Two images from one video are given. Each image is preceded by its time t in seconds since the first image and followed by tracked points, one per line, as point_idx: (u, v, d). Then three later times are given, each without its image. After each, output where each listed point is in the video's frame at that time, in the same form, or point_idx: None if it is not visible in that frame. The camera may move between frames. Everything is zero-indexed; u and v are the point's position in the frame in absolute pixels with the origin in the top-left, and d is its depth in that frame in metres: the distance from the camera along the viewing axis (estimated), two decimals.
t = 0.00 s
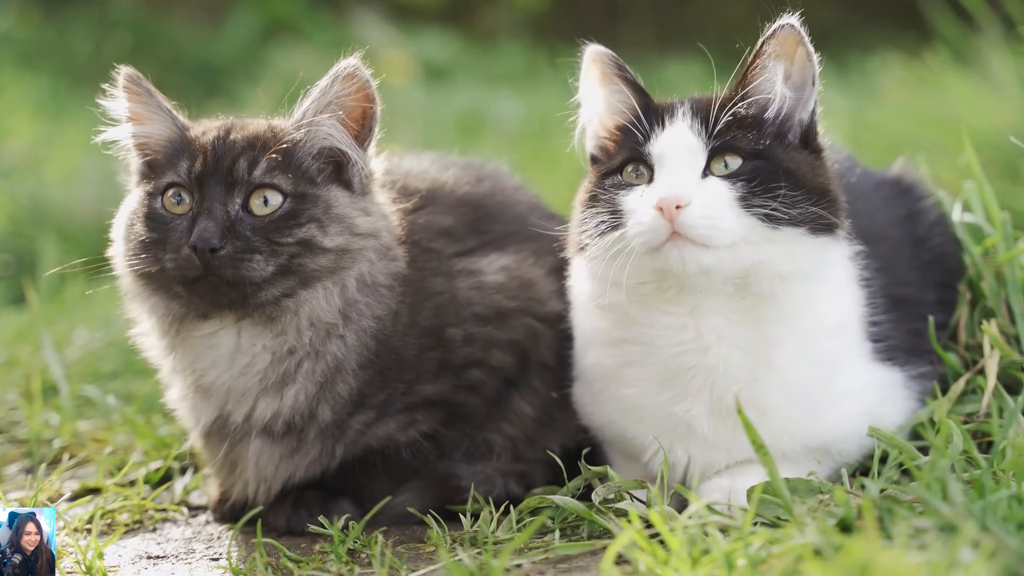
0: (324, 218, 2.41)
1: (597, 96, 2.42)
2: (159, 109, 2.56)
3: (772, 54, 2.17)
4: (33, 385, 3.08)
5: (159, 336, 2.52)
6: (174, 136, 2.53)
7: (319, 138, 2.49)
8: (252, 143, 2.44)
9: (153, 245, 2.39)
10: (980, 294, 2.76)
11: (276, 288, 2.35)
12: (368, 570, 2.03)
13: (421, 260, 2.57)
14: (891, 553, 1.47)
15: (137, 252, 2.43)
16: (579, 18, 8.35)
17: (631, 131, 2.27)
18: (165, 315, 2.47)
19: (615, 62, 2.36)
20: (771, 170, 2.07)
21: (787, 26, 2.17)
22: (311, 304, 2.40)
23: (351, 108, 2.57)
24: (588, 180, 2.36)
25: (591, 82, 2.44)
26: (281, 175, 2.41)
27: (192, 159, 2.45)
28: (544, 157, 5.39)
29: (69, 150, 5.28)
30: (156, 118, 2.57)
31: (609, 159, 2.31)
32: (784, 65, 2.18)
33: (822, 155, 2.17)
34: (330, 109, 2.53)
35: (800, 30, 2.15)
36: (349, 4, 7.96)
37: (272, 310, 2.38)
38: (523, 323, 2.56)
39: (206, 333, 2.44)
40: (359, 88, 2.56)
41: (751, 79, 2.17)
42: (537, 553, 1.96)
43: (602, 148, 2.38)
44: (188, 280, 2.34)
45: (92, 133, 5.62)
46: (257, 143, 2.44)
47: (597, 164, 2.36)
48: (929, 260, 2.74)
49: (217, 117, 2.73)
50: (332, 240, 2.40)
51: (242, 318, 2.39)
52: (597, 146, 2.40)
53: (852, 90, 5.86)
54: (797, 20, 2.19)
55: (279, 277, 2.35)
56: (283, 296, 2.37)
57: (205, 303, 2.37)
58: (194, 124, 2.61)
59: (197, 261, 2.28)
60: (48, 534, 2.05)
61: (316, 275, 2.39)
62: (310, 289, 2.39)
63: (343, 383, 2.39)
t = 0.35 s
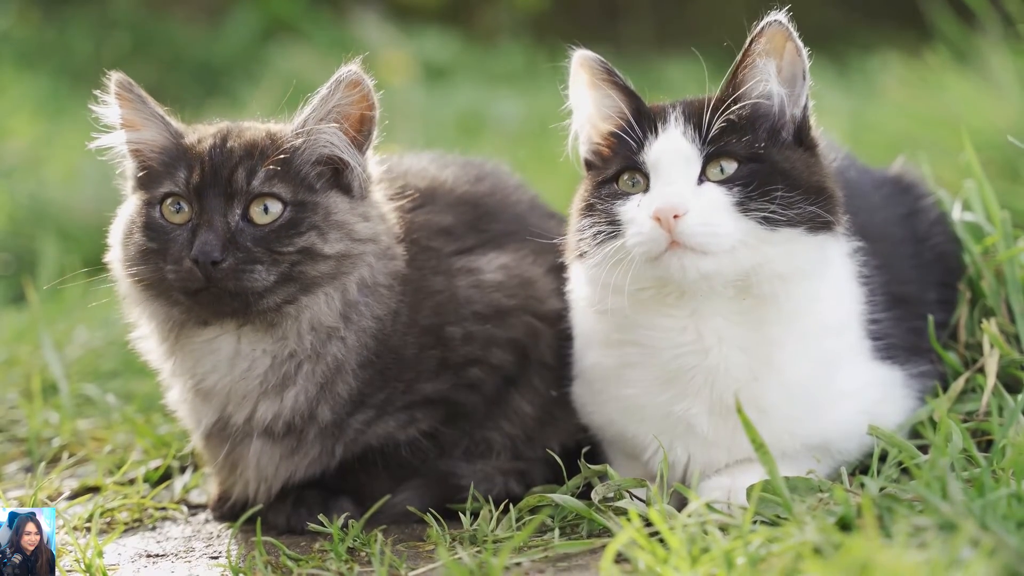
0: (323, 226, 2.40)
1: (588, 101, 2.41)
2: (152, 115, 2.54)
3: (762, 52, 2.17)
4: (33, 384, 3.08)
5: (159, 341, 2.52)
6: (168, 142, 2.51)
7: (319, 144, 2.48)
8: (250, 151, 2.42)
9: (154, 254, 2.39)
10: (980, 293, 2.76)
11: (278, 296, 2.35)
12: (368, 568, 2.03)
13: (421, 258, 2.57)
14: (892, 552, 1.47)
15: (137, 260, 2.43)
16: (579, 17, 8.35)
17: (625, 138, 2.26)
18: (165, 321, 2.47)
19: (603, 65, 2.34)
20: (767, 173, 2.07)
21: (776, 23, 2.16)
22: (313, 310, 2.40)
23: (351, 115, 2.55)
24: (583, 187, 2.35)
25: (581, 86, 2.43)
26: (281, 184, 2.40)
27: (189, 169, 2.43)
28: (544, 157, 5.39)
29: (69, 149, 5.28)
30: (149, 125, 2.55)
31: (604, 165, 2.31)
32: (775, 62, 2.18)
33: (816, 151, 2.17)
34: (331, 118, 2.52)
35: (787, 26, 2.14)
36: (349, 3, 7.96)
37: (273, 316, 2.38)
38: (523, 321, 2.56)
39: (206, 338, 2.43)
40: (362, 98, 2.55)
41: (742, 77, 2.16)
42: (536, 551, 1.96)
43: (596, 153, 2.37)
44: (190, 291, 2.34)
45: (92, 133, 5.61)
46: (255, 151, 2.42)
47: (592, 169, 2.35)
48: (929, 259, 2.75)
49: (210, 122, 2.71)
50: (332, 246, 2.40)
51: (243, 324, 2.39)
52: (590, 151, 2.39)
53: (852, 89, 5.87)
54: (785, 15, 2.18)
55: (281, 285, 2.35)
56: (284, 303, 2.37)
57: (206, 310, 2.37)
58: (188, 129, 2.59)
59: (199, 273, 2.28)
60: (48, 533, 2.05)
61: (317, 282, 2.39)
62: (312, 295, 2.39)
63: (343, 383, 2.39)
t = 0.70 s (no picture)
0: (334, 230, 2.42)
1: (583, 103, 2.40)
2: (151, 116, 2.52)
3: (759, 53, 2.16)
4: (33, 383, 3.08)
5: (160, 340, 2.51)
6: (171, 145, 2.49)
7: (331, 150, 2.48)
8: (263, 155, 2.41)
9: (160, 255, 2.38)
10: (980, 292, 2.76)
11: (287, 299, 2.36)
12: (368, 567, 2.02)
13: (420, 257, 2.57)
14: (892, 551, 1.46)
15: (141, 260, 2.42)
16: (579, 17, 8.35)
17: (623, 141, 2.26)
18: (167, 321, 2.46)
19: (600, 67, 2.34)
20: (767, 177, 2.07)
21: (772, 23, 2.16)
22: (319, 313, 2.41)
23: (360, 120, 2.54)
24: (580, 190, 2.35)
25: (576, 88, 2.42)
26: (294, 188, 2.41)
27: (200, 172, 2.41)
28: (543, 157, 5.39)
29: (69, 148, 5.28)
30: (150, 126, 2.52)
31: (601, 168, 2.30)
32: (772, 63, 2.17)
33: (814, 152, 2.17)
34: (342, 124, 2.51)
35: (785, 26, 2.14)
36: (349, 3, 7.96)
37: (280, 318, 2.38)
38: (523, 320, 2.56)
39: (209, 339, 2.43)
40: (372, 106, 2.55)
41: (738, 80, 2.15)
42: (536, 550, 1.96)
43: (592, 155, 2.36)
44: (201, 294, 2.33)
45: (92, 132, 5.61)
46: (267, 155, 2.42)
47: (588, 172, 2.34)
48: (929, 258, 2.74)
49: (212, 124, 2.69)
50: (340, 251, 2.41)
51: (248, 325, 2.39)
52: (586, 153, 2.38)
53: (852, 89, 5.86)
54: (782, 16, 2.17)
55: (290, 288, 2.35)
56: (291, 305, 2.37)
57: (210, 310, 2.37)
58: (187, 130, 2.56)
59: (214, 278, 2.27)
60: (48, 533, 2.05)
61: (325, 285, 2.40)
62: (319, 298, 2.40)
63: (343, 382, 2.39)
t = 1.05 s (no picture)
0: (335, 229, 2.42)
1: (581, 104, 2.39)
2: (151, 114, 2.51)
3: (758, 59, 2.15)
4: (33, 382, 3.08)
5: (159, 339, 2.51)
6: (171, 143, 2.48)
7: (331, 148, 2.48)
8: (265, 155, 2.41)
9: (160, 254, 2.38)
10: (980, 292, 2.76)
11: (287, 297, 2.36)
12: (368, 566, 2.02)
13: (421, 257, 2.57)
14: (891, 550, 1.46)
15: (140, 259, 2.42)
16: (579, 17, 8.34)
17: (623, 145, 2.25)
18: (167, 319, 2.46)
19: (600, 69, 2.32)
20: (768, 187, 2.07)
21: (771, 28, 2.14)
22: (318, 312, 2.41)
23: (359, 117, 2.54)
24: (579, 193, 2.33)
25: (574, 89, 2.41)
26: (294, 186, 2.41)
27: (201, 170, 2.40)
28: (543, 156, 5.38)
29: (68, 147, 5.28)
30: (151, 125, 2.51)
31: (600, 172, 2.29)
32: (771, 67, 2.16)
33: (814, 155, 2.16)
34: (342, 121, 2.51)
35: (785, 30, 2.12)
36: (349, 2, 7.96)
37: (280, 317, 2.38)
38: (523, 320, 2.56)
39: (209, 338, 2.43)
40: (371, 102, 2.54)
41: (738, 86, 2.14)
42: (536, 550, 1.96)
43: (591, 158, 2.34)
44: (200, 292, 2.33)
45: (91, 131, 5.60)
46: (269, 154, 2.42)
47: (587, 174, 2.33)
48: (929, 257, 2.74)
49: (213, 122, 2.68)
50: (341, 250, 2.41)
51: (249, 325, 2.39)
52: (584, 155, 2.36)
53: (852, 89, 5.86)
54: (782, 21, 2.15)
55: (290, 287, 2.35)
56: (292, 304, 2.37)
57: (211, 309, 2.36)
58: (188, 129, 2.55)
59: (214, 276, 2.27)
60: (48, 533, 2.05)
61: (325, 284, 2.40)
62: (319, 297, 2.40)
63: (343, 381, 2.39)
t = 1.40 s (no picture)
0: (326, 221, 2.41)
1: (590, 97, 2.37)
2: (157, 109, 2.55)
3: (765, 61, 2.15)
4: (32, 382, 3.08)
5: (159, 340, 2.52)
6: (172, 138, 2.52)
7: (319, 137, 2.49)
8: (252, 147, 2.43)
9: (153, 251, 2.39)
10: (980, 292, 2.76)
11: (279, 292, 2.35)
12: (368, 567, 2.02)
13: (420, 257, 2.57)
14: (891, 551, 1.46)
15: (137, 257, 2.43)
16: (579, 17, 8.35)
17: (630, 141, 2.23)
18: (166, 319, 2.47)
19: (612, 64, 2.31)
20: (769, 190, 2.06)
21: (781, 30, 2.14)
22: (313, 307, 2.40)
23: (350, 107, 2.56)
24: (582, 187, 2.32)
25: (584, 82, 2.39)
26: (282, 178, 2.41)
27: (191, 164, 2.43)
28: (543, 156, 5.38)
29: (68, 146, 5.27)
30: (153, 120, 2.56)
31: (605, 167, 2.27)
32: (778, 70, 2.16)
33: (818, 163, 2.15)
34: (329, 110, 2.52)
35: (794, 35, 2.12)
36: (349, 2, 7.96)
37: (275, 313, 2.38)
38: (523, 321, 2.56)
39: (207, 337, 2.43)
40: (360, 91, 2.55)
41: (745, 87, 2.14)
42: (536, 550, 1.96)
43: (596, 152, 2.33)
44: (192, 286, 2.33)
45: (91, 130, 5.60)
46: (256, 146, 2.43)
47: (591, 169, 2.32)
48: (929, 258, 2.74)
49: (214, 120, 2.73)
50: (334, 242, 2.41)
51: (244, 321, 2.39)
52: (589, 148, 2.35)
53: (852, 88, 5.86)
54: (790, 24, 2.15)
55: (282, 281, 2.35)
56: (285, 299, 2.37)
57: (205, 305, 2.37)
58: (191, 125, 2.59)
59: (202, 269, 2.28)
60: (48, 534, 2.05)
61: (318, 278, 2.39)
62: (313, 292, 2.39)
63: (343, 383, 2.39)
